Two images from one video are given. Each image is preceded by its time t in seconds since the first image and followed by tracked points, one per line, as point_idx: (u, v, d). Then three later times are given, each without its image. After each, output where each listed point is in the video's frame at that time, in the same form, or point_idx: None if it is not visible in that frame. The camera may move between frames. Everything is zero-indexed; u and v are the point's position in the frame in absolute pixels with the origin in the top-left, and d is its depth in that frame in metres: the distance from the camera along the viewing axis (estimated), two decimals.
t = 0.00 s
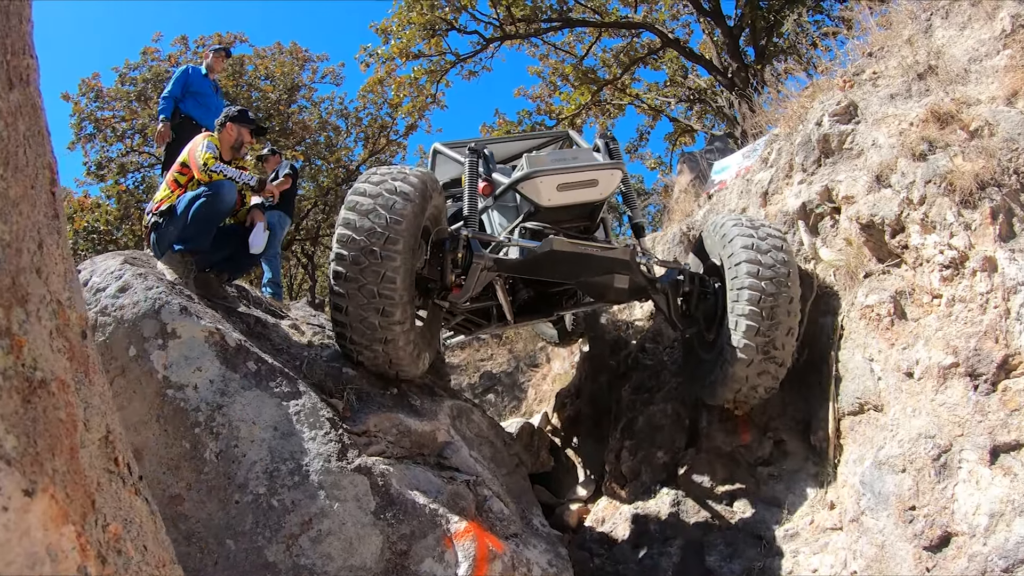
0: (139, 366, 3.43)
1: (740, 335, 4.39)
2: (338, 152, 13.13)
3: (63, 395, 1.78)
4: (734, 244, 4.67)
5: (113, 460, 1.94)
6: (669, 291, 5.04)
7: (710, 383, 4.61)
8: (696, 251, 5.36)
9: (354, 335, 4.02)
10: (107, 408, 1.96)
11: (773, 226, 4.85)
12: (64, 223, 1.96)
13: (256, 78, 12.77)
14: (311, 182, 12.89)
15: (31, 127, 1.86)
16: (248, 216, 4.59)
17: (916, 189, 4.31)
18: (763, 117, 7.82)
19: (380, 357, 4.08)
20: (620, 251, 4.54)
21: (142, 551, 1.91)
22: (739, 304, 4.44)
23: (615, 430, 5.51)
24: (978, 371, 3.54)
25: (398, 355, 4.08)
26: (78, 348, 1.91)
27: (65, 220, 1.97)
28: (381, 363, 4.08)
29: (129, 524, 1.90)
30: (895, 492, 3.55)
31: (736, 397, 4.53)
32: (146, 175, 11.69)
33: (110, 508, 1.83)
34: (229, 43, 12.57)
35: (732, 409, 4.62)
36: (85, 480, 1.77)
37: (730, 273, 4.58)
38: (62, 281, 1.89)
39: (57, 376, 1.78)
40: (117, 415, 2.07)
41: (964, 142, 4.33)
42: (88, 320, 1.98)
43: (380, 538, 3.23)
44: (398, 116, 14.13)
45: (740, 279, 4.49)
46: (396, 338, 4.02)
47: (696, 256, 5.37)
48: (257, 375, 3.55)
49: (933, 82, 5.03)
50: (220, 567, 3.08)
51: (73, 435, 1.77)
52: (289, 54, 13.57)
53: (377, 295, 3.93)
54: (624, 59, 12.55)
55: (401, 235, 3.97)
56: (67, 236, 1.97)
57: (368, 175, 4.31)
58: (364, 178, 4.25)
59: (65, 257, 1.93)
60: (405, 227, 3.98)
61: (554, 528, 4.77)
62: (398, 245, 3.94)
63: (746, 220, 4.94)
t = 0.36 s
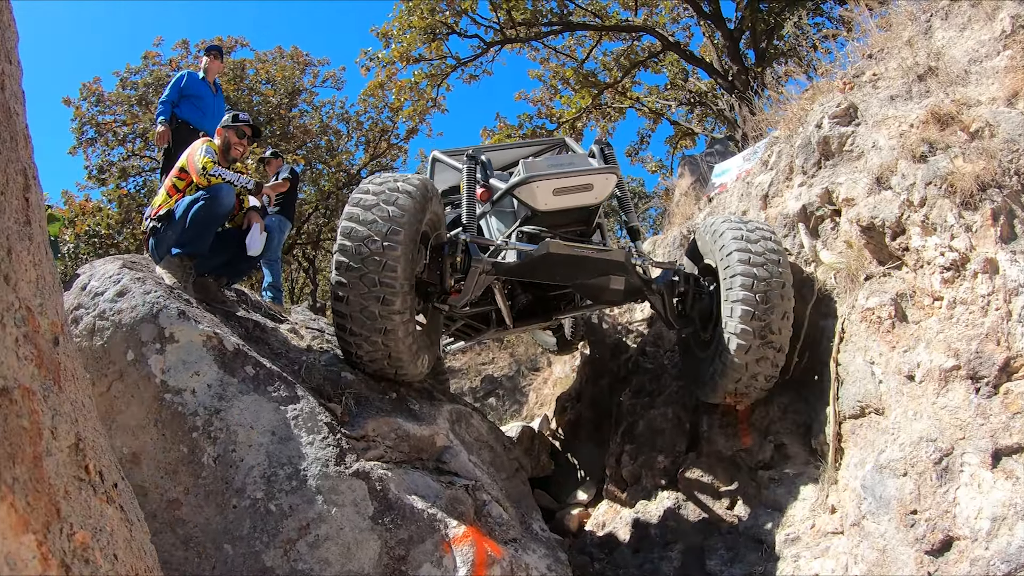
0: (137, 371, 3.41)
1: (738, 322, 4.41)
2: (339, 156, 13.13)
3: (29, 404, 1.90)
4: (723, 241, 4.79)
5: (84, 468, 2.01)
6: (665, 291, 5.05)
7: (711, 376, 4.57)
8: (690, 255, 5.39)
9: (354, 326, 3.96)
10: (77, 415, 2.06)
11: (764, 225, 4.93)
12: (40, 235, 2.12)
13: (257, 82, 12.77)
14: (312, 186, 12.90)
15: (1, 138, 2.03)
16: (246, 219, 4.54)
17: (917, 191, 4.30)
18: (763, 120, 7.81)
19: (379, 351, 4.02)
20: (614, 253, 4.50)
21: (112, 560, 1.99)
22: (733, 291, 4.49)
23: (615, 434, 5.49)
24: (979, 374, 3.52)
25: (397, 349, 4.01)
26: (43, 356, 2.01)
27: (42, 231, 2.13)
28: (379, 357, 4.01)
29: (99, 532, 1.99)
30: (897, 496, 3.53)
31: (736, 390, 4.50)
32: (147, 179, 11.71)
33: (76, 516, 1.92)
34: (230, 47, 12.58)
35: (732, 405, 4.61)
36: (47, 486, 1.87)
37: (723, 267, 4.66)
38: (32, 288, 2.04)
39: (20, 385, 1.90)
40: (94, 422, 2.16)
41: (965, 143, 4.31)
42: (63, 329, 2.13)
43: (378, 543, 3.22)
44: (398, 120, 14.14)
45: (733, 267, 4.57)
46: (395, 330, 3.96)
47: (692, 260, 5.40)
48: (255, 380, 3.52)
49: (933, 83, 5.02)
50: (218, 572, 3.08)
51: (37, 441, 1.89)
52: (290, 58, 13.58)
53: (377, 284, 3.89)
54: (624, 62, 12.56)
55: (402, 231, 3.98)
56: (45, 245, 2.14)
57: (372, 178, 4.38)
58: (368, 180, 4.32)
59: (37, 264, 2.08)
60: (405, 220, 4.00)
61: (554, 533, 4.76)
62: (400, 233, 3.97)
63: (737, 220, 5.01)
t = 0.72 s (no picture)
0: (134, 376, 3.40)
1: (732, 303, 4.48)
2: (338, 160, 13.13)
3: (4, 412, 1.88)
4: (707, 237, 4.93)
5: (63, 478, 2.00)
6: (660, 291, 5.06)
7: (711, 364, 4.60)
8: (683, 258, 5.40)
9: (354, 312, 3.93)
10: (56, 423, 2.04)
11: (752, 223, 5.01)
12: (19, 241, 2.10)
13: (257, 86, 12.77)
14: (312, 190, 12.92)
15: None
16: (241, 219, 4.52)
17: (917, 193, 4.28)
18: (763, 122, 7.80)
19: (379, 340, 3.97)
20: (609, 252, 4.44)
21: (92, 571, 1.97)
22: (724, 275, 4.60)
23: (615, 438, 5.48)
24: (980, 377, 3.50)
25: (397, 337, 3.97)
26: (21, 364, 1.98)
27: (20, 236, 2.11)
28: (379, 345, 3.96)
29: (78, 543, 1.97)
30: (898, 500, 3.51)
31: (736, 375, 4.52)
32: (147, 183, 11.71)
33: (54, 527, 1.91)
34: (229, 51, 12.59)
35: (733, 393, 4.60)
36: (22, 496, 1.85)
37: (712, 260, 4.78)
38: (9, 294, 2.01)
39: None
40: (74, 430, 2.13)
41: (965, 145, 4.29)
42: (44, 335, 2.11)
43: (376, 548, 3.19)
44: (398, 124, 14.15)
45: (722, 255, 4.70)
46: (396, 315, 3.94)
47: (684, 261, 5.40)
48: (253, 384, 3.50)
49: (933, 84, 5.00)
50: None
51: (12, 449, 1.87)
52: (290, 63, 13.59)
53: (379, 268, 3.93)
54: (624, 65, 12.57)
55: (403, 220, 4.07)
56: (25, 250, 2.13)
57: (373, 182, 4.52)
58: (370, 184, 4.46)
59: (15, 269, 2.06)
60: (407, 209, 4.12)
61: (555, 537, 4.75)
62: (400, 218, 4.06)
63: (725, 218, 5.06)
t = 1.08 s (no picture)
0: (135, 379, 3.40)
1: (727, 289, 4.55)
2: (340, 163, 13.15)
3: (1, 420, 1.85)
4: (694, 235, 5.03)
5: (59, 484, 1.99)
6: (657, 290, 5.05)
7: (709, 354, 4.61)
8: (678, 258, 5.41)
9: (358, 299, 3.95)
10: (53, 428, 2.02)
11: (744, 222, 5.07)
12: (14, 245, 2.05)
13: (257, 90, 12.77)
14: (313, 194, 12.95)
15: None
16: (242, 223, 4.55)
17: (918, 194, 4.27)
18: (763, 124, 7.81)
19: (381, 328, 3.97)
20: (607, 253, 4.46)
21: None
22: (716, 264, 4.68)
23: (616, 441, 5.49)
24: (982, 378, 3.49)
25: (399, 323, 3.96)
26: (19, 370, 1.96)
27: (17, 240, 2.07)
28: (381, 333, 3.96)
29: (73, 549, 1.96)
30: (900, 502, 3.51)
31: (735, 363, 4.54)
32: (148, 186, 11.73)
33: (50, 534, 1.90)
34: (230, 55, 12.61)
35: (733, 383, 4.60)
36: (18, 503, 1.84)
37: (704, 254, 4.86)
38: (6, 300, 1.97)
39: None
40: (69, 435, 2.11)
41: (966, 146, 4.28)
42: (41, 341, 2.09)
43: (377, 552, 3.19)
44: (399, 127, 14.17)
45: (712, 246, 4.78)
46: (399, 303, 3.95)
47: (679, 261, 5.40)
48: (253, 388, 3.49)
49: (933, 85, 5.00)
50: None
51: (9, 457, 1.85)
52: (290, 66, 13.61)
53: (383, 255, 4.01)
54: (624, 68, 12.58)
55: (406, 212, 4.19)
56: (20, 253, 2.08)
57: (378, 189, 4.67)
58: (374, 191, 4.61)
59: (12, 273, 2.01)
60: (411, 204, 4.25)
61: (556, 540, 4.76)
62: (404, 210, 4.19)
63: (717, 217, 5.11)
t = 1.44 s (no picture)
0: (132, 389, 3.39)
1: (714, 281, 4.63)
2: (338, 170, 13.16)
3: None
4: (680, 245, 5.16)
5: (54, 521, 2.00)
6: (650, 296, 5.10)
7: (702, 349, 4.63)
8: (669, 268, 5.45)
9: (359, 290, 4.13)
10: (46, 468, 2.04)
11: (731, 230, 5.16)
12: (3, 286, 2.04)
13: (257, 97, 12.75)
14: (312, 201, 13.00)
15: None
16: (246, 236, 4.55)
17: (914, 204, 4.28)
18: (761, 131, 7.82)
19: (380, 320, 4.11)
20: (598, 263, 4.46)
21: None
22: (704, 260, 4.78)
23: (614, 450, 5.52)
24: (979, 388, 3.49)
25: (398, 315, 4.11)
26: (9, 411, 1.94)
27: (8, 281, 2.07)
28: (381, 324, 4.10)
29: None
30: (896, 511, 3.51)
31: (728, 356, 4.56)
32: (147, 192, 11.77)
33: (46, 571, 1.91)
34: (229, 61, 12.63)
35: (728, 379, 4.60)
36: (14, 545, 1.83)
37: (692, 257, 4.96)
38: None
39: None
40: (63, 471, 2.13)
41: (962, 154, 4.29)
42: (32, 381, 2.09)
43: (373, 562, 3.19)
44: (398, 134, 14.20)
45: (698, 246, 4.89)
46: (398, 294, 4.12)
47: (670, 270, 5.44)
48: (250, 399, 3.50)
49: (930, 94, 5.01)
50: None
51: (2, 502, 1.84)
52: (289, 73, 13.63)
53: (385, 251, 4.21)
54: (622, 75, 12.61)
55: (408, 215, 4.44)
56: (10, 293, 2.07)
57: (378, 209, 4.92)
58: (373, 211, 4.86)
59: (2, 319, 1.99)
60: (413, 208, 4.48)
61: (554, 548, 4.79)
62: (406, 214, 4.42)
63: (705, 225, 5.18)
